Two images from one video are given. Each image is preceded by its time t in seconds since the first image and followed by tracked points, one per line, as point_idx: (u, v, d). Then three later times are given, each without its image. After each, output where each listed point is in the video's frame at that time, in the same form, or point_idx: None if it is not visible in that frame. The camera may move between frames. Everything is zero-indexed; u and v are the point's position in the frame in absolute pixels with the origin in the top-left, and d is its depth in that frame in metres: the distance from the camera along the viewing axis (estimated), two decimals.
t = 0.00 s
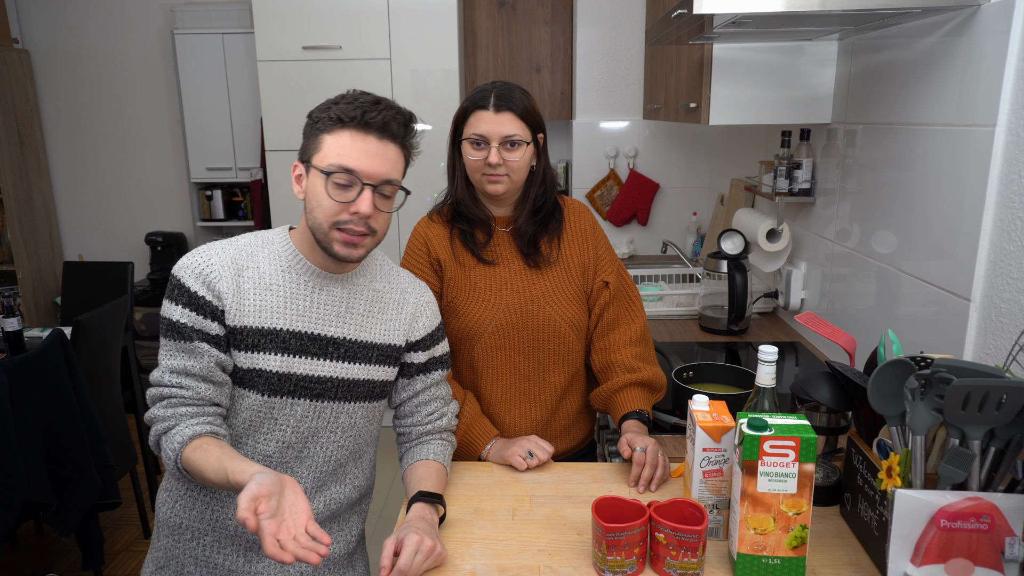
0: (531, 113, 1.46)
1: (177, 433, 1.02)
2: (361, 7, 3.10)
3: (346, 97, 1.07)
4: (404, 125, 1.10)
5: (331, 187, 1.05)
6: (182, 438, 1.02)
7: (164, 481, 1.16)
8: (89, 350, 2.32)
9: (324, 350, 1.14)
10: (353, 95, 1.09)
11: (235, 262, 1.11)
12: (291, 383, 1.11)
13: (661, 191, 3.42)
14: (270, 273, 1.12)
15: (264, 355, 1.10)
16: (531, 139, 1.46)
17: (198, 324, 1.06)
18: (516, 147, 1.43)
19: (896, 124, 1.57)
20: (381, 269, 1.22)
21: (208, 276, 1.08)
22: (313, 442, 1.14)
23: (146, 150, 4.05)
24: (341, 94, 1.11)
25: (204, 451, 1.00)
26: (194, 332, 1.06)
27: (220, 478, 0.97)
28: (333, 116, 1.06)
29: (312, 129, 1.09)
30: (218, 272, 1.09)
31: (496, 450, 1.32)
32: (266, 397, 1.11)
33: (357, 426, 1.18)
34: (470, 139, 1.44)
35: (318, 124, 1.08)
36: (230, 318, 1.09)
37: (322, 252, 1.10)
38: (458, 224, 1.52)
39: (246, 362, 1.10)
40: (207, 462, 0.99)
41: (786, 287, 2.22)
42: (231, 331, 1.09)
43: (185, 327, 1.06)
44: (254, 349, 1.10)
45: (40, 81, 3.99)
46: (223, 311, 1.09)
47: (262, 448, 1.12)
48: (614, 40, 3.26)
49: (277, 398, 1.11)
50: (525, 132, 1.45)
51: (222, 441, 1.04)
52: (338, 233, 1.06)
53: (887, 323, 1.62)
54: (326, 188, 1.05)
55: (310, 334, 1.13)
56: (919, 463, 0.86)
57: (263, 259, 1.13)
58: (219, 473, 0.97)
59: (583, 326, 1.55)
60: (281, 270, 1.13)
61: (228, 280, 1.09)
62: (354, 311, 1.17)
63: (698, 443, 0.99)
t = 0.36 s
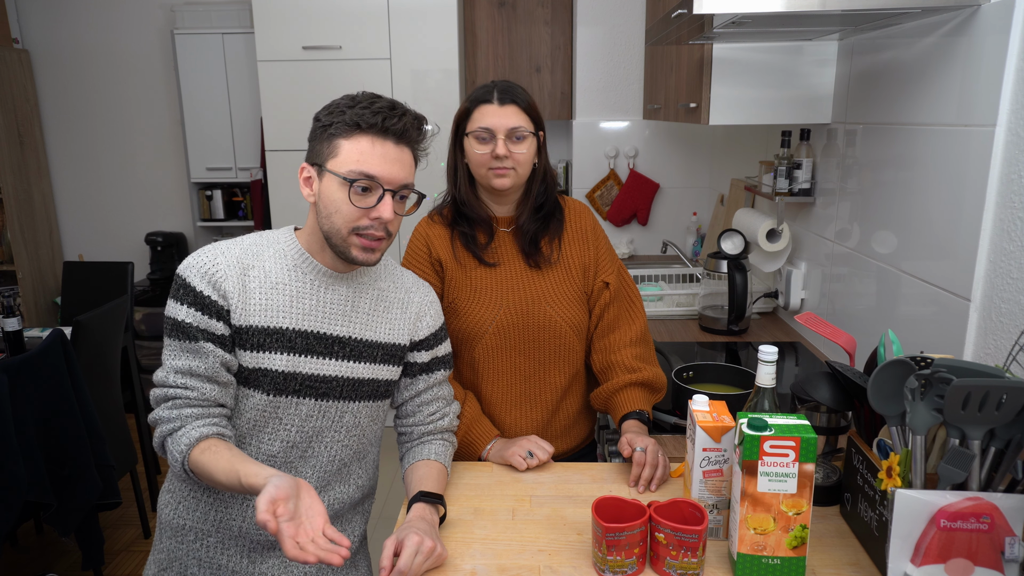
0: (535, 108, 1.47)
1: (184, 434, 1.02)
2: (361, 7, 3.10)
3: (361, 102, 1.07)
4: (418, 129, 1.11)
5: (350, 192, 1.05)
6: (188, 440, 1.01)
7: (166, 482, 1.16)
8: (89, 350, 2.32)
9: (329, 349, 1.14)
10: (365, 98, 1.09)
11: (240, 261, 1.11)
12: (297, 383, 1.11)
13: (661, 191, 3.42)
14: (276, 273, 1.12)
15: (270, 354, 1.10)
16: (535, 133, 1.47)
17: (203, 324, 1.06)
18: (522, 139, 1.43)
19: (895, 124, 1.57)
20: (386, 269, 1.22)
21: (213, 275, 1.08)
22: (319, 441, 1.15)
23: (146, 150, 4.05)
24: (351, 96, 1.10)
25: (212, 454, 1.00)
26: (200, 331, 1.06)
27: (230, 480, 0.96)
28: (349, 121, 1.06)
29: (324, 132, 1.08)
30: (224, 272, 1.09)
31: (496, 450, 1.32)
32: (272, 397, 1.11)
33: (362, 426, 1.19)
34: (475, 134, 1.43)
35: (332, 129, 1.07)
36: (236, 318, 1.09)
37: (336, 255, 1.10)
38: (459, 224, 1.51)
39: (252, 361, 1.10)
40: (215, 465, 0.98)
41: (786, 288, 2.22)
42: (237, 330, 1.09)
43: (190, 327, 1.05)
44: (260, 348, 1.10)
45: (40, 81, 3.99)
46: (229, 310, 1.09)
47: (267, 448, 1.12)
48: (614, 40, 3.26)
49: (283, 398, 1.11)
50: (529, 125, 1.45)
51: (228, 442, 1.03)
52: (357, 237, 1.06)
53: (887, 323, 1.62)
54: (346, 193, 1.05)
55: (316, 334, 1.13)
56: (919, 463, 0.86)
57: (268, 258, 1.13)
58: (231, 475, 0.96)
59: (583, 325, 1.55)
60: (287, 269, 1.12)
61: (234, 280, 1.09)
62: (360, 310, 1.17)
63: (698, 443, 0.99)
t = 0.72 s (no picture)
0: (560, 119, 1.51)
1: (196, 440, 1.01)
2: (361, 6, 3.10)
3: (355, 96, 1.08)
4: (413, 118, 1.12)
5: (352, 185, 1.05)
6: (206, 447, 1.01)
7: (169, 485, 1.15)
8: (89, 350, 2.32)
9: (333, 350, 1.14)
10: (359, 93, 1.09)
11: (243, 263, 1.11)
12: (301, 384, 1.11)
13: (661, 191, 3.42)
14: (279, 274, 1.12)
15: (274, 356, 1.10)
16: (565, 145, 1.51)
17: (207, 326, 1.06)
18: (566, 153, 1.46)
19: (896, 124, 1.57)
20: (388, 268, 1.22)
21: (216, 277, 1.08)
22: (323, 442, 1.15)
23: (145, 150, 4.05)
24: (344, 93, 1.11)
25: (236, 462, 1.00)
26: (204, 333, 1.06)
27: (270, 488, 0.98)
28: (346, 116, 1.07)
29: (320, 129, 1.09)
30: (227, 273, 1.09)
31: (496, 450, 1.32)
32: (275, 398, 1.11)
33: (365, 426, 1.19)
34: (536, 144, 1.40)
35: (329, 126, 1.07)
36: (239, 319, 1.09)
37: (342, 251, 1.10)
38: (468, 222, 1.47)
39: (256, 363, 1.10)
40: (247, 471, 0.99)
41: (786, 288, 2.22)
42: (240, 332, 1.09)
43: (194, 329, 1.05)
44: (264, 350, 1.10)
45: (40, 81, 3.99)
46: (233, 312, 1.08)
47: (272, 449, 1.12)
48: (614, 40, 3.26)
49: (287, 399, 1.11)
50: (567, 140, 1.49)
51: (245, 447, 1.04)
52: (365, 231, 1.06)
53: (887, 323, 1.62)
54: (347, 187, 1.05)
55: (320, 334, 1.13)
56: (919, 463, 0.86)
57: (271, 259, 1.13)
58: (269, 480, 0.98)
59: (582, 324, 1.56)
60: (289, 270, 1.13)
61: (237, 281, 1.09)
62: (362, 310, 1.17)
63: (698, 443, 0.99)
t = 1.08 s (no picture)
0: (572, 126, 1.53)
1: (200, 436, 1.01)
2: (361, 6, 3.10)
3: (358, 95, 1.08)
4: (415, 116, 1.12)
5: (357, 183, 1.05)
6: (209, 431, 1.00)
7: (174, 485, 1.15)
8: (89, 350, 2.32)
9: (338, 349, 1.13)
10: (362, 92, 1.09)
11: (248, 262, 1.11)
12: (306, 383, 1.11)
13: (661, 191, 3.42)
14: (284, 273, 1.12)
15: (279, 354, 1.10)
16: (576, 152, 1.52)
17: (212, 324, 1.06)
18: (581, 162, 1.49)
19: (896, 124, 1.56)
20: (392, 268, 1.22)
21: (222, 276, 1.08)
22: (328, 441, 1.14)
23: (145, 150, 4.05)
24: (348, 92, 1.11)
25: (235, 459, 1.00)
26: (209, 332, 1.05)
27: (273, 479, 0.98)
28: (350, 114, 1.07)
29: (325, 128, 1.09)
30: (232, 272, 1.09)
31: (496, 450, 1.32)
32: (281, 397, 1.11)
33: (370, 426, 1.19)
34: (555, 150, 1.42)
35: (333, 124, 1.07)
36: (244, 318, 1.09)
37: (347, 251, 1.09)
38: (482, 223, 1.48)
39: (261, 362, 1.10)
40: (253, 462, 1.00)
41: (786, 287, 2.22)
42: (245, 331, 1.09)
43: (199, 327, 1.05)
44: (269, 348, 1.10)
45: (40, 81, 3.99)
46: (237, 311, 1.08)
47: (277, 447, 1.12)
48: (614, 40, 3.26)
49: (292, 398, 1.11)
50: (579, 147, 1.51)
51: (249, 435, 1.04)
52: (369, 229, 1.06)
53: (887, 323, 1.62)
54: (352, 185, 1.05)
55: (325, 333, 1.13)
56: (919, 463, 0.86)
57: (276, 258, 1.13)
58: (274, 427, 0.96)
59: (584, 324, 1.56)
60: (294, 269, 1.12)
61: (243, 280, 1.09)
62: (367, 309, 1.16)
63: (698, 443, 0.99)
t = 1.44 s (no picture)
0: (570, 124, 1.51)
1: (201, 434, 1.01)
2: (361, 6, 3.10)
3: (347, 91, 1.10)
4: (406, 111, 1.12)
5: (342, 174, 1.05)
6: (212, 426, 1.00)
7: (177, 487, 1.15)
8: (89, 350, 2.32)
9: (340, 349, 1.13)
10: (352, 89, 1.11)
11: (250, 262, 1.11)
12: (308, 383, 1.11)
13: (661, 191, 3.42)
14: (286, 273, 1.12)
15: (281, 355, 1.10)
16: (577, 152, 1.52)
17: (213, 324, 1.06)
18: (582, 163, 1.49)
19: (896, 123, 1.56)
20: (395, 269, 1.22)
21: (223, 276, 1.08)
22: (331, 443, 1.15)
23: (145, 150, 4.05)
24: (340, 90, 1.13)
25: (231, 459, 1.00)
26: (210, 332, 1.05)
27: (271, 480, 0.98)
28: (339, 109, 1.08)
29: (317, 125, 1.11)
30: (233, 272, 1.09)
31: (496, 450, 1.32)
32: (282, 397, 1.11)
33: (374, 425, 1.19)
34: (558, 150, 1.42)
35: (325, 120, 1.09)
36: (246, 318, 1.09)
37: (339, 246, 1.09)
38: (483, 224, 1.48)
39: (263, 362, 1.10)
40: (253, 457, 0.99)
41: (786, 288, 2.22)
42: (247, 331, 1.09)
43: (201, 327, 1.05)
44: (271, 349, 1.10)
45: (39, 81, 3.99)
46: (239, 311, 1.08)
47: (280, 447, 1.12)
48: (614, 39, 3.26)
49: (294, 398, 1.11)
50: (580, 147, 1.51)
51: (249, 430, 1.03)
52: (355, 220, 1.06)
53: (887, 322, 1.62)
54: (338, 176, 1.05)
55: (326, 334, 1.13)
56: (919, 463, 0.86)
57: (278, 259, 1.13)
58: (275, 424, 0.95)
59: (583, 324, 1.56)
60: (296, 269, 1.12)
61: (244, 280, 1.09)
62: (369, 310, 1.16)
63: (698, 443, 0.99)
